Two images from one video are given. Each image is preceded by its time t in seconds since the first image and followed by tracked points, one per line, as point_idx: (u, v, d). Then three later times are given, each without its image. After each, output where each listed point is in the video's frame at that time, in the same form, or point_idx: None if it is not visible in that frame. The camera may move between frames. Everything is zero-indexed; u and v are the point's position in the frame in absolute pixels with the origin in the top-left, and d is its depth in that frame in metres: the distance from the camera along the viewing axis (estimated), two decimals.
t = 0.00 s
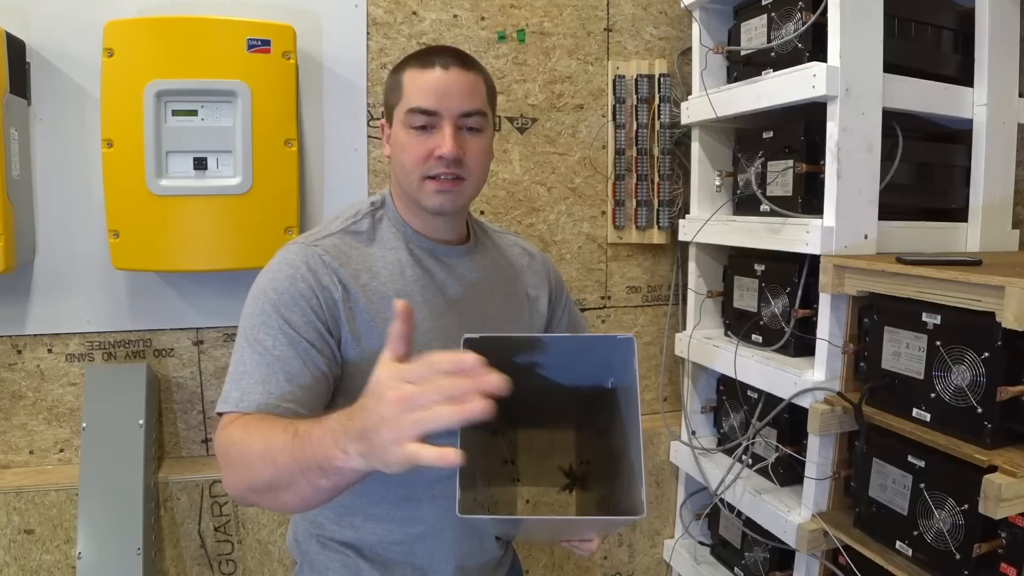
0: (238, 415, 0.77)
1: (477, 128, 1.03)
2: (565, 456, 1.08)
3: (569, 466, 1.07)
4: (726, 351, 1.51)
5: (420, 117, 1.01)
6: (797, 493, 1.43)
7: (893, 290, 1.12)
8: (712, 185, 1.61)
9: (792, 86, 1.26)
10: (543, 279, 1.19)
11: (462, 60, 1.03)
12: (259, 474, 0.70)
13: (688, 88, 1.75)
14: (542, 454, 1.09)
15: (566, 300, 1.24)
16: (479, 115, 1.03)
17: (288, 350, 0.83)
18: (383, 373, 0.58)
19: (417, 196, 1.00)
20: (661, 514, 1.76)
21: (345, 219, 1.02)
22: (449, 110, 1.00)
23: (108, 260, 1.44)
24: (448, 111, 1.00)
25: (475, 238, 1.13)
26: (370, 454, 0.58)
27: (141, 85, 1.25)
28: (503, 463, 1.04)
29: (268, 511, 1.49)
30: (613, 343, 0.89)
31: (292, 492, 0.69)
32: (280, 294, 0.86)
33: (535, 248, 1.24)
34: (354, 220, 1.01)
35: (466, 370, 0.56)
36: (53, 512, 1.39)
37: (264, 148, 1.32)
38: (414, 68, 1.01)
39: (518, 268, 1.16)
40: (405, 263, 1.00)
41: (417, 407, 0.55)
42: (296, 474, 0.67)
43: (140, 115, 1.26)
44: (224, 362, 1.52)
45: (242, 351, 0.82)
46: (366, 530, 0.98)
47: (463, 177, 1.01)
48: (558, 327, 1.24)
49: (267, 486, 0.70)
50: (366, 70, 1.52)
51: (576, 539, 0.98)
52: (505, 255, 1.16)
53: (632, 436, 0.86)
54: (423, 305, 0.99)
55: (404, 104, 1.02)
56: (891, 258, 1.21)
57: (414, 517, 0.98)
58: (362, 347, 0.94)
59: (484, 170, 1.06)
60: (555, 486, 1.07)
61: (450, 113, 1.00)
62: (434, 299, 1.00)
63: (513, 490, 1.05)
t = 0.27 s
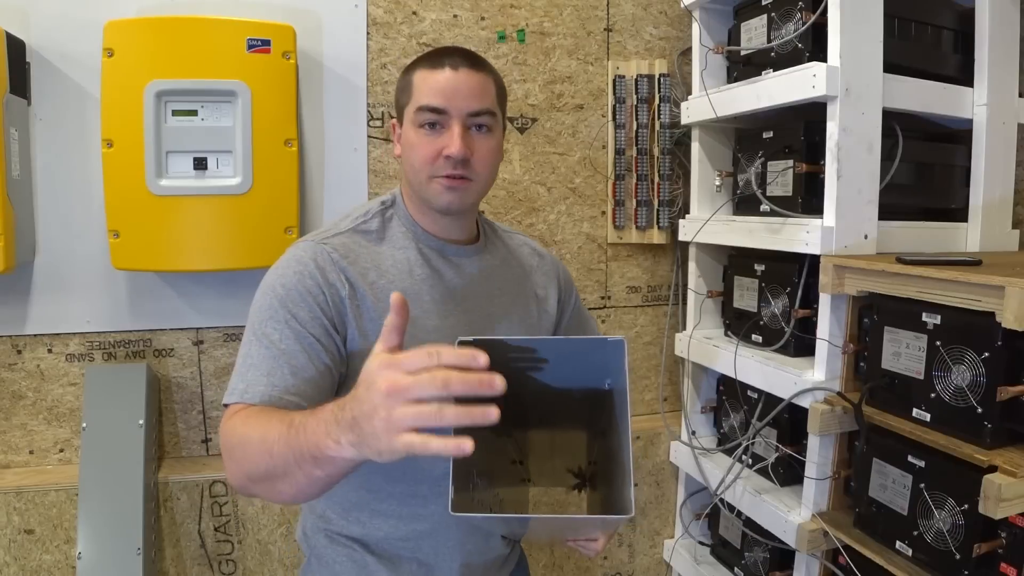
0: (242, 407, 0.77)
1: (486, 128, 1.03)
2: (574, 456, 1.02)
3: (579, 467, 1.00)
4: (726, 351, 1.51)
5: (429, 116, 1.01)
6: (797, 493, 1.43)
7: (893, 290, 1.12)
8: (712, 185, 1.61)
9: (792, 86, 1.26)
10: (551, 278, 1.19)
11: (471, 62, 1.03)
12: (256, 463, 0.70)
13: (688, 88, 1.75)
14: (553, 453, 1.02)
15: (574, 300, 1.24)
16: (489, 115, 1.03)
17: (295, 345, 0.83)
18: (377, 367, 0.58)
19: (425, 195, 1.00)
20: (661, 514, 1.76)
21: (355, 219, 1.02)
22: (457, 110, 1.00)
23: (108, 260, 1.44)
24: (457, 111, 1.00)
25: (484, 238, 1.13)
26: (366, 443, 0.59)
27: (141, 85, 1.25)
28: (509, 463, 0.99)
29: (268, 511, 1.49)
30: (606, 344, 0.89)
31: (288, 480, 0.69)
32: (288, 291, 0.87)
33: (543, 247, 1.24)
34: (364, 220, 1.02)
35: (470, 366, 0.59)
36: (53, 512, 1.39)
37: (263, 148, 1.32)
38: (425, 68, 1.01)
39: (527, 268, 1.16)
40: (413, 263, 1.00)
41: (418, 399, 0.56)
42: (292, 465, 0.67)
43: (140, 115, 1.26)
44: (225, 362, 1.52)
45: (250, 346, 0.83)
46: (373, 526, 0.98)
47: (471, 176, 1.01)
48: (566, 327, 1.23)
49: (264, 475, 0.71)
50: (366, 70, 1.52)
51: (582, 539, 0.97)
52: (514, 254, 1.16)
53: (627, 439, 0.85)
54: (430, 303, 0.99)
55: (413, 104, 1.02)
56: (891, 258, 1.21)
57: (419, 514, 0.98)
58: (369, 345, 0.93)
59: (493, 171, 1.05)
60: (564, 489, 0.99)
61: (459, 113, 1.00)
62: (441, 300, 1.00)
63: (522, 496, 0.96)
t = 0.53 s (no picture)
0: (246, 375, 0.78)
1: (491, 131, 1.03)
2: (578, 456, 1.06)
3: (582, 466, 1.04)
4: (726, 351, 1.51)
5: (434, 120, 1.00)
6: (797, 493, 1.43)
7: (892, 290, 1.12)
8: (712, 185, 1.62)
9: (792, 86, 1.26)
10: (557, 276, 1.18)
11: (476, 63, 1.03)
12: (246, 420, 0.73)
13: (688, 88, 1.75)
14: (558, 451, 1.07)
15: (580, 298, 1.23)
16: (494, 119, 1.03)
17: (301, 327, 0.82)
18: (359, 291, 0.59)
19: (430, 198, 1.00)
20: (661, 514, 1.76)
21: (364, 219, 1.02)
22: (462, 113, 1.00)
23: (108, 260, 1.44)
24: (462, 114, 1.00)
25: (489, 238, 1.13)
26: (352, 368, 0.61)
27: (141, 85, 1.25)
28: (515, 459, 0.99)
29: (268, 511, 1.49)
30: (613, 343, 0.87)
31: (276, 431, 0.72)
32: (296, 276, 0.87)
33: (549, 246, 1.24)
34: (371, 221, 1.02)
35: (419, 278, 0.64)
36: (53, 512, 1.39)
37: (264, 147, 1.32)
38: (430, 71, 1.01)
39: (533, 268, 1.16)
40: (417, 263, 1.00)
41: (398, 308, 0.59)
42: (277, 412, 0.70)
43: (140, 115, 1.26)
44: (225, 362, 1.52)
45: (258, 327, 0.83)
46: (380, 521, 0.97)
47: (476, 180, 1.00)
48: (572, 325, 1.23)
49: (252, 432, 0.73)
50: (366, 70, 1.52)
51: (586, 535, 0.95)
52: (519, 253, 1.16)
53: (631, 436, 0.84)
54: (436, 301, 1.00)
55: (418, 106, 1.02)
56: (891, 258, 1.21)
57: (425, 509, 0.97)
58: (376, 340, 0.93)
59: (498, 173, 1.05)
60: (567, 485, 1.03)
61: (464, 117, 1.00)
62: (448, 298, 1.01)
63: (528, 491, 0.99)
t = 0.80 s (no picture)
0: (253, 394, 0.76)
1: (493, 131, 1.03)
2: (583, 455, 1.04)
3: (586, 463, 1.02)
4: (726, 351, 1.51)
5: (438, 119, 1.00)
6: (797, 493, 1.43)
7: (892, 290, 1.12)
8: (712, 185, 1.61)
9: (792, 86, 1.26)
10: (556, 276, 1.19)
11: (478, 63, 1.03)
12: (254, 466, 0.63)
13: (688, 88, 1.75)
14: (562, 450, 1.05)
15: (580, 298, 1.23)
16: (496, 118, 1.03)
17: (306, 336, 0.82)
18: (348, 477, 0.48)
19: (434, 197, 1.00)
20: (661, 514, 1.76)
21: (367, 219, 1.02)
22: (466, 113, 1.00)
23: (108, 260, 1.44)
24: (466, 113, 1.00)
25: (491, 237, 1.12)
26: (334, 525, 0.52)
27: (141, 85, 1.25)
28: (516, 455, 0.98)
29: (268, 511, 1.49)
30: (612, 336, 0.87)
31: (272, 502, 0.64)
32: (301, 285, 0.87)
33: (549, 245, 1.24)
34: (375, 221, 1.01)
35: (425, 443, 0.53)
36: (53, 512, 1.39)
37: (264, 147, 1.32)
38: (433, 70, 1.01)
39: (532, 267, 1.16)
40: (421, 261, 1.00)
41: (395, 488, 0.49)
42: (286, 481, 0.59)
43: (141, 115, 1.26)
44: (225, 362, 1.52)
45: (262, 336, 0.82)
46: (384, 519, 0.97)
47: (480, 179, 1.01)
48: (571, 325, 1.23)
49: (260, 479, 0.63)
50: (366, 70, 1.52)
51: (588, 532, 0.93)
52: (520, 252, 1.16)
53: (629, 428, 0.83)
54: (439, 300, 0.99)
55: (421, 105, 1.02)
56: (891, 258, 1.21)
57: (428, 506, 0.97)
58: (380, 338, 0.93)
59: (501, 172, 1.05)
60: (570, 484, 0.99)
61: (467, 116, 1.00)
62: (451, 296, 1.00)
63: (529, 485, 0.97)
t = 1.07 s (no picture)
0: (280, 327, 0.63)
1: (483, 131, 1.04)
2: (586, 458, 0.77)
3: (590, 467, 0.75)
4: (727, 351, 1.51)
5: (427, 120, 1.01)
6: (797, 493, 1.43)
7: (892, 290, 1.12)
8: (712, 185, 1.62)
9: (792, 86, 1.26)
10: (552, 273, 1.18)
11: (467, 63, 1.03)
12: (312, 388, 0.51)
13: (688, 88, 1.75)
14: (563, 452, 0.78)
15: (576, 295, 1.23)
16: (485, 118, 1.03)
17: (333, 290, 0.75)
18: (564, 371, 0.40)
19: (424, 198, 1.00)
20: (661, 514, 1.76)
21: (364, 218, 0.98)
22: (455, 113, 1.00)
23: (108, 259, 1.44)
24: (455, 114, 1.00)
25: (485, 237, 1.12)
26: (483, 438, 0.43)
27: (141, 85, 1.25)
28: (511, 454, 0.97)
29: (268, 511, 1.49)
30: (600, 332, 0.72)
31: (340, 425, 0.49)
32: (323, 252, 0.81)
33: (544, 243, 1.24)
34: (373, 221, 0.99)
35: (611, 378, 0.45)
36: (53, 512, 1.39)
37: (264, 147, 1.32)
38: (421, 71, 1.01)
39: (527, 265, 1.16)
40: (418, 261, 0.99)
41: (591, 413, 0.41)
42: (364, 409, 0.48)
43: (141, 115, 1.26)
44: (225, 362, 1.52)
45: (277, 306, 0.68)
46: (382, 517, 0.97)
47: (470, 179, 1.01)
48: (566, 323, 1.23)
49: (316, 405, 0.50)
50: (366, 70, 1.52)
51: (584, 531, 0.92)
52: (515, 252, 1.16)
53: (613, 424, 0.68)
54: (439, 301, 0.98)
55: (410, 107, 1.02)
56: (891, 258, 1.21)
57: (426, 508, 0.96)
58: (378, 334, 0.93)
59: (491, 172, 1.06)
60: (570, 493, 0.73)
61: (457, 117, 1.00)
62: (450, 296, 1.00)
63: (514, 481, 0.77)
